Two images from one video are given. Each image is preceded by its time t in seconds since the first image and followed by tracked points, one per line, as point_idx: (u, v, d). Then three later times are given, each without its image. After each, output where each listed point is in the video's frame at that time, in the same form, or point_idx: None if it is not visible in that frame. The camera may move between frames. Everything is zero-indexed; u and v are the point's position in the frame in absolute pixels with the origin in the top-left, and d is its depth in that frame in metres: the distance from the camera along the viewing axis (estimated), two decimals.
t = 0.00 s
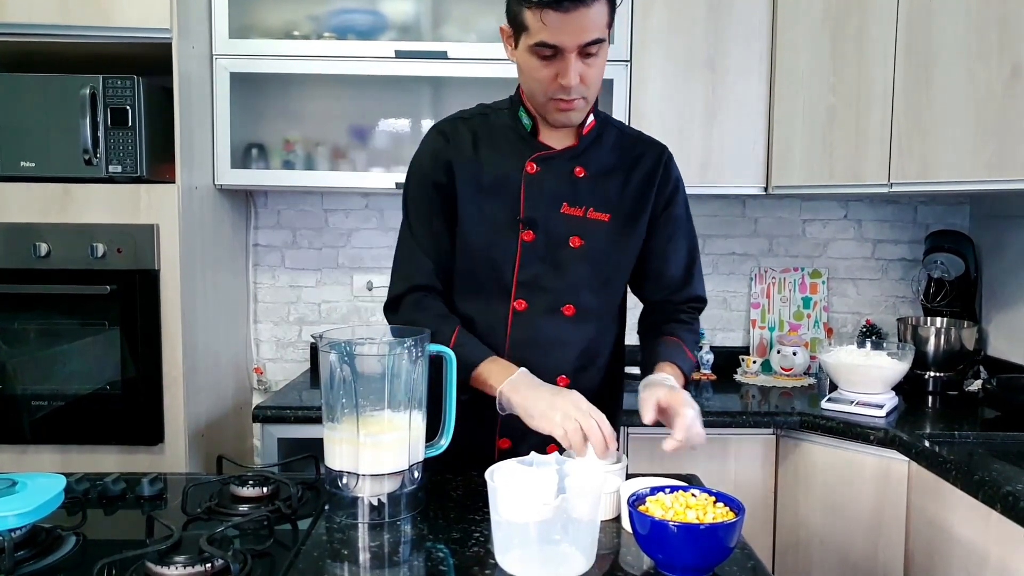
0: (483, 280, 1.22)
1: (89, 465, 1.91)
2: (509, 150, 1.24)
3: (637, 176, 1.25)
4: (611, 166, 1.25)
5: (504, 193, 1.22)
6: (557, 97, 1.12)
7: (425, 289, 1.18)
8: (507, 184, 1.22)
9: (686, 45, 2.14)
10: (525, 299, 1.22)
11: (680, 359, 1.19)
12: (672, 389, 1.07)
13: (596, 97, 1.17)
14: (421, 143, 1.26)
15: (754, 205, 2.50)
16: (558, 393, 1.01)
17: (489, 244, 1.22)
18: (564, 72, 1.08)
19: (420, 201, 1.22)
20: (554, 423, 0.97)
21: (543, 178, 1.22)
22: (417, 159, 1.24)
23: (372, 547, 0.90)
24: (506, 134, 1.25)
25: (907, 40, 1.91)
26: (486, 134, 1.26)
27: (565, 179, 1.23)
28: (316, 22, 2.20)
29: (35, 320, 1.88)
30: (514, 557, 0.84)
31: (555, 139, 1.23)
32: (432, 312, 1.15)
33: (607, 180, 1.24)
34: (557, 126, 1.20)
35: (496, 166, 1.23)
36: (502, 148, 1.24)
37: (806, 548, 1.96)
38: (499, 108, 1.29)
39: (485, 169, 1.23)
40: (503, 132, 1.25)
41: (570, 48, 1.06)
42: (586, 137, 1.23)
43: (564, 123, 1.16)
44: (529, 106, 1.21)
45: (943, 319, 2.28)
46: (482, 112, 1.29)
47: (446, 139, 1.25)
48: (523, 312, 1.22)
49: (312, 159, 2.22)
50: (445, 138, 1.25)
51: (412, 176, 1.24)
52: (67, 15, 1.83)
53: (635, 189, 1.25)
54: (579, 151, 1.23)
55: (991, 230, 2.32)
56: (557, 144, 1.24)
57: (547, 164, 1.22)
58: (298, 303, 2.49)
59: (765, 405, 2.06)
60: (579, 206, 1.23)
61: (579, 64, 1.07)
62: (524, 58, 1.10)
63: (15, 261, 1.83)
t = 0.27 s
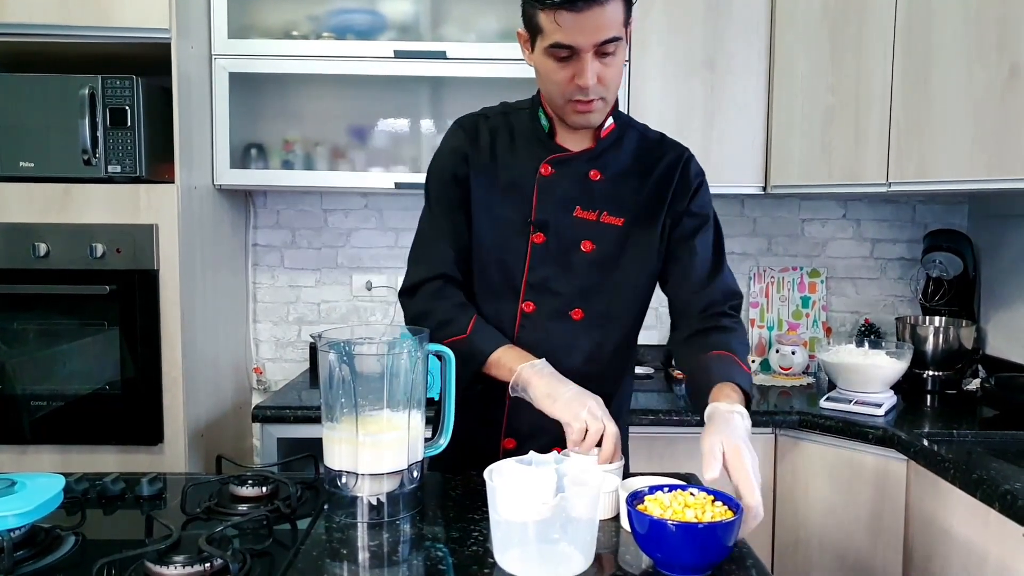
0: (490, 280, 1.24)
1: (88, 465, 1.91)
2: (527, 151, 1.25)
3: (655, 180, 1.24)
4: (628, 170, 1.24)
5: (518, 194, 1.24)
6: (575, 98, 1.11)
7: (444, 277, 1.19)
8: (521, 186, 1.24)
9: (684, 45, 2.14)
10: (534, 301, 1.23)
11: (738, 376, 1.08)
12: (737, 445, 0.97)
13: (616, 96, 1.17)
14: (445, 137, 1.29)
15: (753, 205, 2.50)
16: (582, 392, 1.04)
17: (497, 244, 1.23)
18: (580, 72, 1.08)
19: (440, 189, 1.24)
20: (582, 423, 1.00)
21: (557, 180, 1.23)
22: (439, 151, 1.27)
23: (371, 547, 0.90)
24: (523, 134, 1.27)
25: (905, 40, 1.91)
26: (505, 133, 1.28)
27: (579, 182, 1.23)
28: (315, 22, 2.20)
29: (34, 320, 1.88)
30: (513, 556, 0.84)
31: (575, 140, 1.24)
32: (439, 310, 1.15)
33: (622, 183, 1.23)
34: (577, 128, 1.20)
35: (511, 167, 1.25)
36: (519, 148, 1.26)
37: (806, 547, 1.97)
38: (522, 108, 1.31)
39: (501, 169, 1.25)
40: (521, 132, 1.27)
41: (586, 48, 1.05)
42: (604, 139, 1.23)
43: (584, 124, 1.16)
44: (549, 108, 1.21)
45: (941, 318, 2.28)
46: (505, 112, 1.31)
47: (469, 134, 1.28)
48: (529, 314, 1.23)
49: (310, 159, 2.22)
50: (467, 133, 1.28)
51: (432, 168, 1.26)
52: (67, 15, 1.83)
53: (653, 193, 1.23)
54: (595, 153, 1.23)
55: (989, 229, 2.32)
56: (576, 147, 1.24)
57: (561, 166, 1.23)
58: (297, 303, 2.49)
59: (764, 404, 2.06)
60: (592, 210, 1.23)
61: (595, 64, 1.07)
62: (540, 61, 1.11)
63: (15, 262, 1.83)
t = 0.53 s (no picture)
0: (495, 278, 1.25)
1: (88, 466, 1.91)
2: (539, 151, 1.27)
3: (667, 181, 1.23)
4: (640, 170, 1.24)
5: (527, 193, 1.25)
6: (582, 96, 1.11)
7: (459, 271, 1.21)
8: (531, 186, 1.25)
9: (682, 44, 2.15)
10: (537, 300, 1.23)
11: (754, 391, 1.04)
12: (743, 466, 0.92)
13: (625, 94, 1.16)
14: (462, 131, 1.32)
15: (752, 204, 2.50)
16: (588, 391, 1.03)
17: (498, 244, 1.25)
18: (585, 68, 1.07)
19: (455, 182, 1.26)
20: (584, 424, 0.99)
21: (566, 179, 1.23)
22: (457, 146, 1.29)
23: (370, 547, 0.90)
24: (538, 133, 1.28)
25: (903, 38, 1.91)
26: (519, 130, 1.30)
27: (588, 182, 1.23)
28: (313, 22, 2.20)
29: (34, 321, 1.88)
30: (512, 556, 0.84)
31: (587, 141, 1.23)
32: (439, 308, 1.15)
33: (633, 184, 1.23)
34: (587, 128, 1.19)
35: (523, 166, 1.26)
36: (533, 148, 1.28)
37: (805, 547, 1.97)
38: (539, 106, 1.32)
39: (512, 166, 1.27)
40: (536, 130, 1.29)
41: (590, 43, 1.05)
42: (616, 139, 1.22)
43: (592, 123, 1.15)
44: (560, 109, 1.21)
45: (940, 317, 2.29)
46: (522, 110, 1.33)
47: (484, 129, 1.30)
48: (533, 313, 1.23)
49: (309, 159, 2.22)
50: (484, 128, 1.30)
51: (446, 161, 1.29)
52: (65, 17, 1.83)
53: (665, 194, 1.22)
54: (605, 153, 1.22)
55: (988, 228, 2.33)
56: (588, 147, 1.24)
57: (571, 166, 1.23)
58: (296, 303, 2.49)
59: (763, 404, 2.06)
60: (600, 211, 1.23)
61: (600, 60, 1.07)
62: (547, 59, 1.11)
63: (14, 263, 1.83)
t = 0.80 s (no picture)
0: (500, 279, 1.26)
1: (88, 466, 1.91)
2: (542, 151, 1.27)
3: (672, 180, 1.22)
4: (645, 169, 1.23)
5: (530, 193, 1.26)
6: (578, 93, 1.10)
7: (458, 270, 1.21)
8: (534, 186, 1.26)
9: (681, 44, 2.15)
10: (539, 300, 1.24)
11: (756, 397, 1.01)
12: (745, 466, 0.90)
13: (624, 91, 1.15)
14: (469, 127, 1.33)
15: (752, 203, 2.51)
16: (580, 387, 1.02)
17: (499, 245, 1.26)
18: (579, 65, 1.07)
19: (457, 180, 1.27)
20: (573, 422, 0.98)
21: (570, 179, 1.23)
22: (462, 144, 1.30)
23: (370, 547, 0.91)
24: (542, 131, 1.28)
25: (902, 37, 1.91)
26: (524, 128, 1.30)
27: (592, 181, 1.23)
28: (313, 23, 2.20)
29: (34, 322, 1.88)
30: (512, 556, 0.84)
31: (590, 139, 1.23)
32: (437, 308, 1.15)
33: (637, 183, 1.23)
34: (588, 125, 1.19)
35: (526, 166, 1.27)
36: (537, 147, 1.28)
37: (805, 546, 1.97)
38: (544, 104, 1.32)
39: (517, 165, 1.27)
40: (541, 128, 1.29)
41: (582, 39, 1.04)
42: (619, 137, 1.22)
43: (592, 120, 1.14)
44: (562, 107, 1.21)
45: (940, 316, 2.29)
46: (528, 107, 1.33)
47: (490, 126, 1.31)
48: (534, 313, 1.24)
49: (309, 160, 2.22)
50: (489, 125, 1.31)
51: (451, 157, 1.30)
52: (65, 19, 1.84)
53: (670, 193, 1.22)
54: (609, 152, 1.22)
55: (987, 227, 2.33)
56: (591, 145, 1.23)
57: (575, 165, 1.23)
58: (296, 304, 2.50)
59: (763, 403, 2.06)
60: (604, 210, 1.23)
61: (593, 55, 1.06)
62: (542, 57, 1.11)
63: (15, 264, 1.84)
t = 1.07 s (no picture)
0: (501, 281, 1.27)
1: (89, 467, 1.91)
2: (539, 154, 1.27)
3: (671, 180, 1.22)
4: (644, 169, 1.23)
5: (529, 195, 1.26)
6: (575, 93, 1.11)
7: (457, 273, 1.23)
8: (533, 188, 1.26)
9: (680, 44, 2.15)
10: (539, 302, 1.24)
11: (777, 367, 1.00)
12: (764, 410, 0.90)
13: (621, 89, 1.15)
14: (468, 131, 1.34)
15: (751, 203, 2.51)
16: (567, 344, 0.96)
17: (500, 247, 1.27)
18: (574, 63, 1.07)
19: (456, 187, 1.30)
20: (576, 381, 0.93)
21: (569, 180, 1.23)
22: (460, 149, 1.31)
23: (369, 548, 0.91)
24: (540, 132, 1.28)
25: (902, 36, 1.90)
26: (522, 130, 1.30)
27: (590, 182, 1.23)
28: (312, 24, 2.20)
29: (34, 324, 1.88)
30: (511, 557, 0.84)
31: (589, 140, 1.23)
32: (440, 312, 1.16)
33: (636, 183, 1.22)
34: (585, 126, 1.19)
35: (524, 167, 1.27)
36: (535, 149, 1.28)
37: (806, 546, 1.97)
38: (542, 105, 1.32)
39: (515, 167, 1.27)
40: (538, 129, 1.29)
41: (576, 36, 1.05)
42: (617, 137, 1.21)
43: (590, 119, 1.14)
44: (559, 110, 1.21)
45: (940, 316, 2.28)
46: (526, 109, 1.33)
47: (488, 129, 1.31)
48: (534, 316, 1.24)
49: (309, 161, 2.22)
50: (487, 128, 1.31)
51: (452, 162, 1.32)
52: (66, 20, 1.84)
53: (670, 193, 1.21)
54: (608, 152, 1.22)
55: (988, 227, 2.32)
56: (591, 146, 1.24)
57: (572, 166, 1.23)
58: (296, 305, 2.50)
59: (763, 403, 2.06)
60: (603, 211, 1.22)
61: (588, 53, 1.06)
62: (536, 60, 1.11)
63: (16, 265, 1.84)
